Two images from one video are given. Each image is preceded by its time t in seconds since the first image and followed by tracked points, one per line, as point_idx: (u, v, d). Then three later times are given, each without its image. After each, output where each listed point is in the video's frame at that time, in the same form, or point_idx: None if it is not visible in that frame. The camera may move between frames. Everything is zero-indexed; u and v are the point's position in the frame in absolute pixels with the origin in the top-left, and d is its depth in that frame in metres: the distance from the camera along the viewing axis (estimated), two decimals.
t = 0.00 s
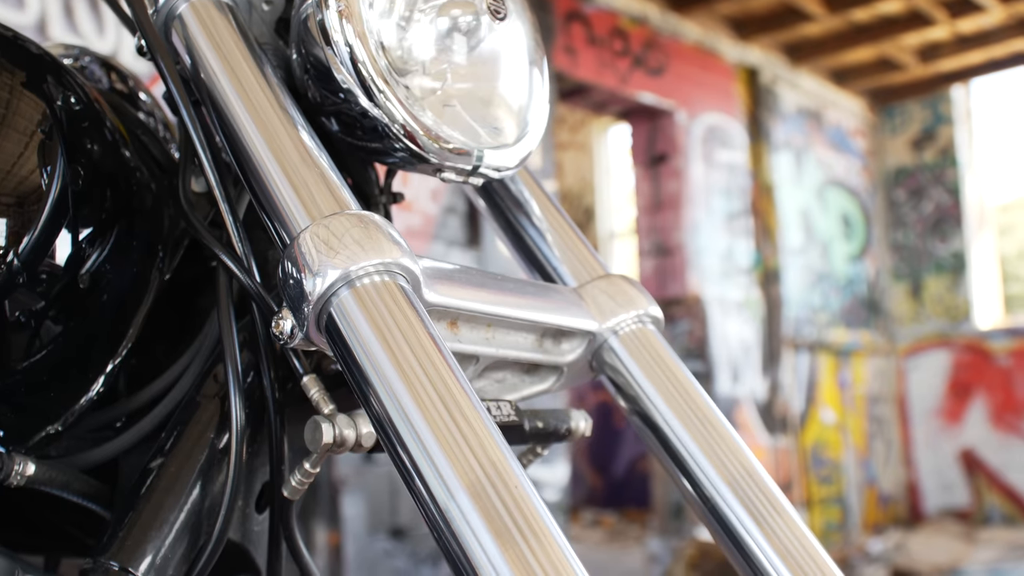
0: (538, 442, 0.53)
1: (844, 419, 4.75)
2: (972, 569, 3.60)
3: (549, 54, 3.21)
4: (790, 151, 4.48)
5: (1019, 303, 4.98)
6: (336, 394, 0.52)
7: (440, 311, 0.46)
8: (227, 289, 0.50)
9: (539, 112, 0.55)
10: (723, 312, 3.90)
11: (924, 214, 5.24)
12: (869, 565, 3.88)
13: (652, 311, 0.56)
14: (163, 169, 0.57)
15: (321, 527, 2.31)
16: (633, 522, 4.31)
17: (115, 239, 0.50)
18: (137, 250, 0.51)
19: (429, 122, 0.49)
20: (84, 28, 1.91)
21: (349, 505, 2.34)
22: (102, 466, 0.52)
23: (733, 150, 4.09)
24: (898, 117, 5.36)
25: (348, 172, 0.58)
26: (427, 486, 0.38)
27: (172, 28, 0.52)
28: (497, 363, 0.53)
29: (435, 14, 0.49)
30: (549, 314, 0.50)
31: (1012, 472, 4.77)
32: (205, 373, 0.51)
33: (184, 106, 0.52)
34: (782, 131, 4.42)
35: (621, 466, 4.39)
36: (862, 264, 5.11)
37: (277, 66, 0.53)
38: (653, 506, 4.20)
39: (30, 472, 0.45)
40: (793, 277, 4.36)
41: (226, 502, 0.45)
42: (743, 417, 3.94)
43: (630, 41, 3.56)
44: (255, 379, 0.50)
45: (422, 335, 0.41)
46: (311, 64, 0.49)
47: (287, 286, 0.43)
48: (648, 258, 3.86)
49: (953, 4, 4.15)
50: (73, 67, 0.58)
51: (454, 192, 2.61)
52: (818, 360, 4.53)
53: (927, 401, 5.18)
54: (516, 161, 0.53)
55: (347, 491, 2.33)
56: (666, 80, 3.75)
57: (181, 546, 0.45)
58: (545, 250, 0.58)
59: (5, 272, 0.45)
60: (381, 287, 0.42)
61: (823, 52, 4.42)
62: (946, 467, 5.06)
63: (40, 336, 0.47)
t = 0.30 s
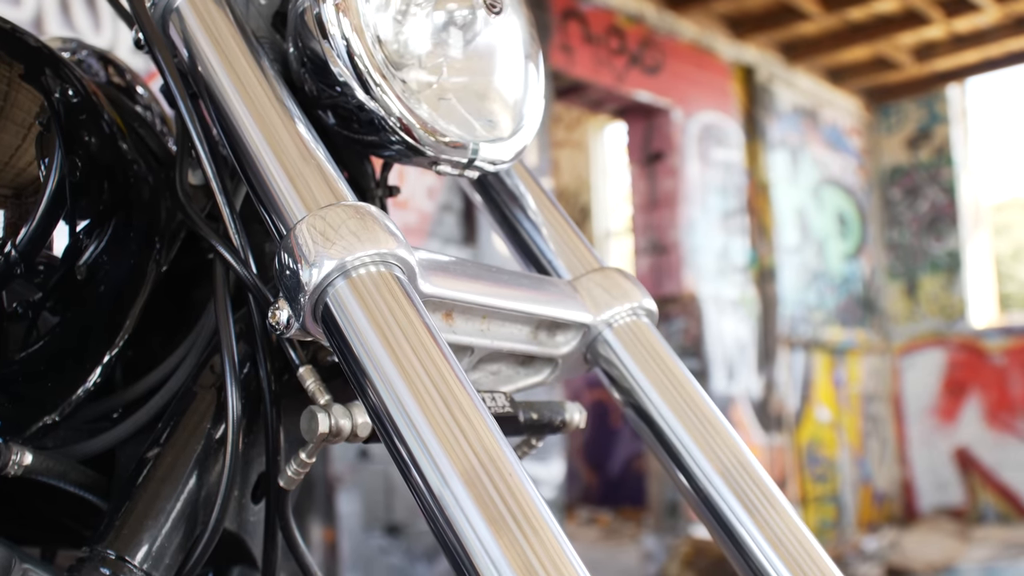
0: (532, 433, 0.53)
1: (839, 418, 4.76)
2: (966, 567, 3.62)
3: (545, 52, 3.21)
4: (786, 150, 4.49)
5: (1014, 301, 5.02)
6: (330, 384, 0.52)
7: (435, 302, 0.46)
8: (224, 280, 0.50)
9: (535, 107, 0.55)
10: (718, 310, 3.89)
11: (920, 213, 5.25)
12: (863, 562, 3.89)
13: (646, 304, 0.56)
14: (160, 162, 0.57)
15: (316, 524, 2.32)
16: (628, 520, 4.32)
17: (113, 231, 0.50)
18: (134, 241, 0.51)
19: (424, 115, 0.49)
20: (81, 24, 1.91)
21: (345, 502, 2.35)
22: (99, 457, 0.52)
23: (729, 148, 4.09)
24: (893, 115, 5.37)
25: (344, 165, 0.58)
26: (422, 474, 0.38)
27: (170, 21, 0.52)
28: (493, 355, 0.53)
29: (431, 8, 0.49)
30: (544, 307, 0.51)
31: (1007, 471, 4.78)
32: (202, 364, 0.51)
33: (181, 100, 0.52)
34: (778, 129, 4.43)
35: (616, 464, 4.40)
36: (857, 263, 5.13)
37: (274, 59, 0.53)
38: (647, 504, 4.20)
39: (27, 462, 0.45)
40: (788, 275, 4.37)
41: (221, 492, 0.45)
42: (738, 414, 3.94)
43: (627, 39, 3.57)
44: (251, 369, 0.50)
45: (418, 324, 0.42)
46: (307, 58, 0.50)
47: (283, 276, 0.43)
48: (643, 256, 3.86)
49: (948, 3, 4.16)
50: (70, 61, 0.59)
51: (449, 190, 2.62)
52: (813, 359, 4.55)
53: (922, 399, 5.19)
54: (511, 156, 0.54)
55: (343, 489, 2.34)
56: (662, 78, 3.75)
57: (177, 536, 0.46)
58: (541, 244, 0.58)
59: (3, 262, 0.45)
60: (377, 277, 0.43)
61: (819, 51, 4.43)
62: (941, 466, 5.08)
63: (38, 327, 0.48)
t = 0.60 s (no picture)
0: (528, 425, 0.53)
1: (836, 415, 4.77)
2: (961, 565, 3.62)
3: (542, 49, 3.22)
4: (783, 147, 4.50)
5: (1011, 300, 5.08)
6: (328, 376, 0.52)
7: (432, 294, 0.46)
8: (221, 272, 0.50)
9: (531, 101, 0.56)
10: (715, 307, 3.90)
11: (916, 211, 5.25)
12: (858, 559, 3.90)
13: (642, 296, 0.57)
14: (158, 155, 0.57)
15: (313, 519, 2.32)
16: (624, 516, 4.33)
17: (111, 223, 0.51)
18: (132, 233, 0.52)
19: (422, 108, 0.49)
20: (78, 19, 1.91)
21: (342, 498, 2.35)
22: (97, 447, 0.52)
23: (726, 145, 4.10)
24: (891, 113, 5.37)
25: (342, 159, 0.59)
26: (420, 465, 0.39)
27: (168, 15, 0.52)
28: (489, 347, 0.53)
29: (428, 3, 0.50)
30: (540, 299, 0.51)
31: (1002, 468, 4.80)
32: (199, 356, 0.52)
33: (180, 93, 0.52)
34: (775, 127, 4.44)
35: (613, 461, 4.41)
36: (854, 260, 5.14)
37: (272, 53, 0.54)
38: (644, 501, 4.21)
39: (26, 452, 0.46)
40: (784, 272, 4.38)
41: (219, 481, 0.46)
42: (733, 411, 3.95)
43: (624, 36, 3.57)
44: (249, 361, 0.51)
45: (415, 316, 0.42)
46: (305, 51, 0.50)
47: (281, 268, 0.44)
48: (641, 252, 3.87)
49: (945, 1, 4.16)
50: (69, 54, 0.59)
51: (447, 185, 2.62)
52: (809, 356, 4.56)
53: (918, 397, 5.20)
54: (508, 149, 0.54)
55: (340, 484, 2.34)
56: (659, 75, 3.76)
57: (174, 525, 0.46)
58: (537, 237, 0.59)
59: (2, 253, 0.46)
60: (375, 268, 0.43)
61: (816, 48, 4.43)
62: (937, 463, 5.08)
63: (36, 318, 0.48)
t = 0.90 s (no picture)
0: (524, 415, 0.53)
1: (832, 411, 4.78)
2: (957, 561, 3.63)
3: (540, 44, 3.22)
4: (780, 144, 4.51)
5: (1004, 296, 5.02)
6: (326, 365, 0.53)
7: (429, 283, 0.47)
8: (219, 262, 0.51)
9: (528, 93, 0.56)
10: (711, 303, 3.90)
11: (912, 208, 5.27)
12: (854, 554, 3.91)
13: (638, 288, 0.57)
14: (156, 145, 0.57)
15: (310, 513, 2.33)
16: (620, 512, 4.33)
17: (109, 214, 0.51)
18: (130, 223, 0.52)
19: (419, 100, 0.50)
20: (75, 13, 1.91)
21: (338, 492, 2.35)
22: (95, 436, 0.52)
23: (723, 142, 4.10)
24: (888, 110, 5.38)
25: (339, 150, 0.59)
26: (416, 452, 0.39)
27: (166, 6, 0.52)
28: (485, 337, 0.54)
29: None
30: (536, 289, 0.51)
31: (998, 465, 4.81)
32: (197, 345, 0.52)
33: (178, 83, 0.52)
34: (772, 123, 4.44)
35: (609, 456, 4.42)
36: (851, 257, 5.15)
37: (270, 44, 0.54)
38: (640, 496, 4.22)
39: (24, 440, 0.46)
40: (781, 268, 4.38)
41: (216, 468, 0.46)
42: (729, 407, 3.95)
43: (621, 32, 3.58)
44: (246, 350, 0.51)
45: (412, 305, 0.42)
46: (302, 43, 0.50)
47: (279, 256, 0.44)
48: (637, 248, 3.86)
49: None
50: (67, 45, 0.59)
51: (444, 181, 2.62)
52: (806, 352, 4.57)
53: (914, 394, 5.21)
54: (505, 140, 0.54)
55: (336, 479, 2.34)
56: (657, 71, 3.76)
57: (172, 513, 0.46)
58: (533, 229, 0.59)
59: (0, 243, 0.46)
60: (371, 257, 0.43)
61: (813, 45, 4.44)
62: (933, 460, 5.10)
63: (35, 308, 0.48)
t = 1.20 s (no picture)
0: (520, 405, 0.54)
1: (828, 407, 4.79)
2: (952, 556, 3.64)
3: (537, 39, 3.22)
4: (776, 139, 4.52)
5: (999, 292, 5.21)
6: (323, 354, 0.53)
7: (425, 272, 0.47)
8: (217, 252, 0.51)
9: (524, 84, 0.56)
10: (707, 298, 3.91)
11: (908, 203, 5.26)
12: (849, 550, 3.91)
13: (633, 278, 0.57)
14: (154, 136, 0.58)
15: (306, 508, 2.33)
16: (617, 507, 4.33)
17: (107, 203, 0.51)
18: (128, 213, 0.52)
19: (416, 91, 0.50)
20: (70, 6, 1.90)
21: (335, 487, 2.37)
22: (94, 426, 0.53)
23: (720, 137, 4.11)
24: (884, 106, 5.38)
25: (336, 142, 0.59)
26: (412, 440, 0.39)
27: None
28: (482, 327, 0.54)
29: None
30: (532, 279, 0.52)
31: (993, 460, 4.82)
32: (195, 334, 0.52)
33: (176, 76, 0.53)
34: (768, 119, 4.45)
35: (605, 452, 4.42)
36: (847, 252, 5.16)
37: (267, 36, 0.54)
38: (636, 492, 4.22)
39: (22, 430, 0.46)
40: (777, 264, 4.39)
41: (214, 457, 0.46)
42: (726, 402, 3.95)
43: (618, 27, 3.58)
44: (243, 341, 0.51)
45: (408, 294, 0.42)
46: (300, 34, 0.50)
47: (277, 246, 0.44)
48: (634, 244, 3.89)
49: None
50: (64, 38, 0.59)
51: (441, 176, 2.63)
52: (802, 348, 4.58)
53: (910, 389, 5.22)
54: (500, 132, 0.54)
55: (333, 474, 2.35)
56: (654, 67, 3.76)
57: (170, 501, 0.47)
58: (530, 220, 0.59)
59: None
60: (368, 246, 0.43)
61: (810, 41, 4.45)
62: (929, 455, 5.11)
63: (32, 298, 0.48)
